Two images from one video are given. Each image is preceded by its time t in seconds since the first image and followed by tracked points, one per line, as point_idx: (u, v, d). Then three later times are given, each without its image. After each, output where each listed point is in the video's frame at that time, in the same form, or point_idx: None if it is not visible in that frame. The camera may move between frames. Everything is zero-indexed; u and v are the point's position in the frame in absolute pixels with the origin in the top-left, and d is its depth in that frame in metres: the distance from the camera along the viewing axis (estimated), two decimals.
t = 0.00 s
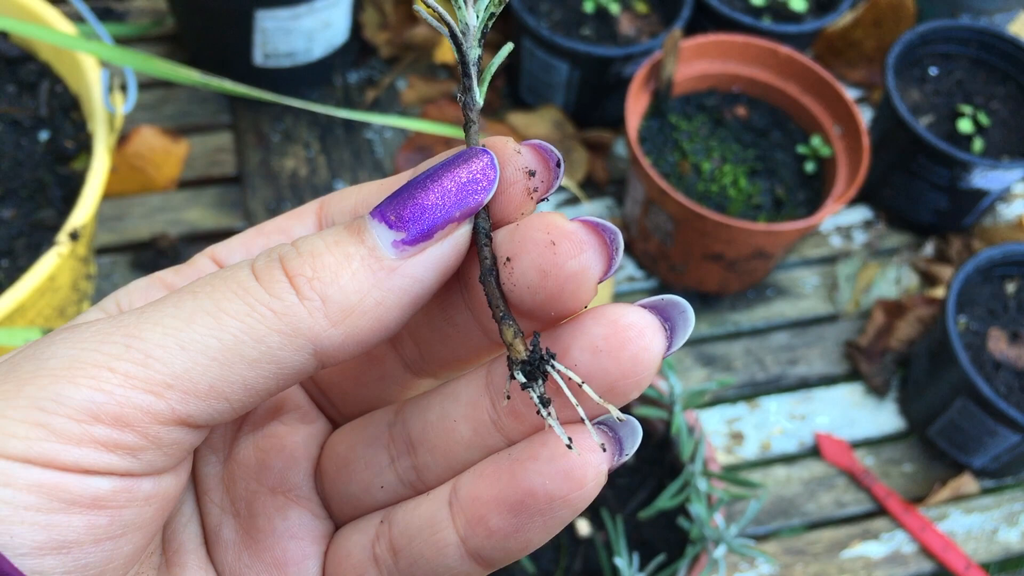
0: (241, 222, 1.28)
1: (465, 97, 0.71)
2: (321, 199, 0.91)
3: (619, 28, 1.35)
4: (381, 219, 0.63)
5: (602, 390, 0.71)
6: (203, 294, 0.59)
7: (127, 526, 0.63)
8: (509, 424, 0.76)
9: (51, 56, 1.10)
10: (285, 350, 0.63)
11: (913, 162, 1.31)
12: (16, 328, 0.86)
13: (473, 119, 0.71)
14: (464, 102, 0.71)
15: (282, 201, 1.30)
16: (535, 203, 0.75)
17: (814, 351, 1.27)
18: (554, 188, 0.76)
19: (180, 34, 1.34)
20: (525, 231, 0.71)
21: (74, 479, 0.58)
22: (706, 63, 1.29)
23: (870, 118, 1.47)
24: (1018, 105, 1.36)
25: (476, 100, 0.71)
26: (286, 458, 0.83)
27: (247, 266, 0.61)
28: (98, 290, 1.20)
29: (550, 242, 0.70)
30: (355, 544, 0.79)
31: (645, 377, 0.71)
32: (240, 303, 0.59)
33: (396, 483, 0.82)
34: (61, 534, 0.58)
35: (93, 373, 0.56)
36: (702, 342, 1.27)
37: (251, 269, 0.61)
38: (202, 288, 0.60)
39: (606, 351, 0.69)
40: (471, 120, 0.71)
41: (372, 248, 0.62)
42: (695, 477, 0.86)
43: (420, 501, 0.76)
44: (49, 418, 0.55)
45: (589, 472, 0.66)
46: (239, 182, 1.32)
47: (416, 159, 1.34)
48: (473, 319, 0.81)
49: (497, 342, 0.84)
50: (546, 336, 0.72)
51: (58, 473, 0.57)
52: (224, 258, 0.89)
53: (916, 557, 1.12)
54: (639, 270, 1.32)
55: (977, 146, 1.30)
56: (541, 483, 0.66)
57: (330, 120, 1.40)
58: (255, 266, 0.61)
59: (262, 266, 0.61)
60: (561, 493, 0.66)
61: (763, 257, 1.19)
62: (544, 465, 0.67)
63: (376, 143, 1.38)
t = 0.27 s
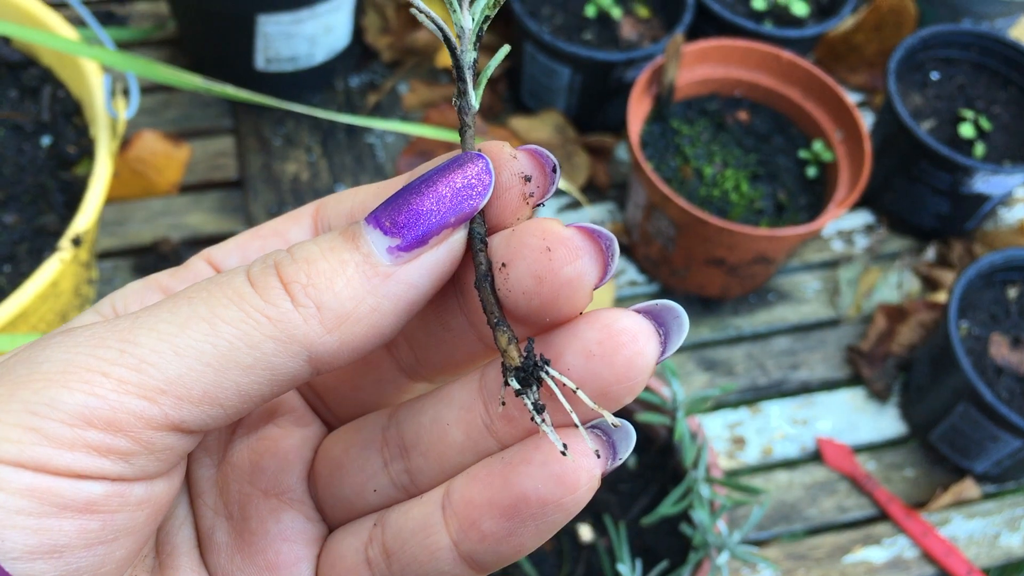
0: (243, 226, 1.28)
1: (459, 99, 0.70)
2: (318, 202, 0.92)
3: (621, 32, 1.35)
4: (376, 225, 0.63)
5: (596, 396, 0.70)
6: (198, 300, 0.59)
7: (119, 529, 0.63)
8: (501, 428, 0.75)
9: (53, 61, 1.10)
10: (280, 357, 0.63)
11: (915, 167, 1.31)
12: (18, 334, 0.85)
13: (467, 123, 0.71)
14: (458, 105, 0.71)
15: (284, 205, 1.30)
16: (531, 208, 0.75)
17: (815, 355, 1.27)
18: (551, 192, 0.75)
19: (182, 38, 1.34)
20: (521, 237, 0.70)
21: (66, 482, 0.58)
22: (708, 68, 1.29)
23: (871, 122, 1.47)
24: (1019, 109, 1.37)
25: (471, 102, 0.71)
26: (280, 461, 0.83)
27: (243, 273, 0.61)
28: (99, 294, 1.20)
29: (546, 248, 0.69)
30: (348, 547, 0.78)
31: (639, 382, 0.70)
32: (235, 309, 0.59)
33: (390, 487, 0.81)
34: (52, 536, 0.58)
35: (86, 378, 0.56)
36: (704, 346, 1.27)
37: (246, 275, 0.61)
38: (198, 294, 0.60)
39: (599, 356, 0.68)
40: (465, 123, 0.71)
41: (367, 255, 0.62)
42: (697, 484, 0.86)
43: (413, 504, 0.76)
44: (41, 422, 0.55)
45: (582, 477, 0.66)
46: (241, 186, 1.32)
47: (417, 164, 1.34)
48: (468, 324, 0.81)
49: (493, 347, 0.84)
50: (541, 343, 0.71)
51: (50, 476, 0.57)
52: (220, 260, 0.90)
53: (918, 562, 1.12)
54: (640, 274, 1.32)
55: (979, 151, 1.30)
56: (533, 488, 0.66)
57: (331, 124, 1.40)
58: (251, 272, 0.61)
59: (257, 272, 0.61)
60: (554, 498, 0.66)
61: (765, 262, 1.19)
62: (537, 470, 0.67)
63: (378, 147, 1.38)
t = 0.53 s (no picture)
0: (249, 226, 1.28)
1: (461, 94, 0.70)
2: (319, 199, 0.91)
3: (626, 34, 1.35)
4: (378, 220, 0.63)
5: (597, 390, 0.70)
6: (199, 295, 0.59)
7: (120, 525, 0.63)
8: (502, 423, 0.75)
9: (60, 62, 1.10)
10: (281, 352, 0.63)
11: (920, 170, 1.31)
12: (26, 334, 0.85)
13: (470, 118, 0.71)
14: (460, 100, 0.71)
15: (289, 205, 1.30)
16: (534, 204, 0.74)
17: (820, 357, 1.27)
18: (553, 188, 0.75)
19: (188, 38, 1.34)
20: (523, 233, 0.70)
21: (67, 476, 0.58)
22: (714, 69, 1.29)
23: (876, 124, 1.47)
24: None
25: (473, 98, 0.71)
26: (281, 457, 0.83)
27: (244, 268, 0.61)
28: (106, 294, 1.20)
29: (548, 244, 0.70)
30: (349, 544, 0.78)
31: (641, 376, 0.70)
32: (236, 304, 0.59)
33: (391, 483, 0.81)
34: (53, 531, 0.58)
35: (86, 372, 0.56)
36: (709, 347, 1.27)
37: (248, 271, 0.61)
38: (199, 289, 0.60)
39: (600, 350, 0.69)
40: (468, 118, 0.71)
41: (369, 250, 0.62)
42: (705, 484, 0.86)
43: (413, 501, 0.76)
44: (42, 416, 0.55)
45: (583, 472, 0.66)
46: (247, 186, 1.32)
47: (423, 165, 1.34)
48: (470, 321, 0.81)
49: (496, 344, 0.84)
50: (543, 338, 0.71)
51: (51, 470, 0.57)
52: (221, 258, 0.90)
53: (924, 564, 1.12)
54: (645, 276, 1.32)
55: (984, 153, 1.30)
56: (534, 482, 0.66)
57: (337, 124, 1.40)
58: (252, 267, 0.61)
59: (259, 267, 0.61)
60: (555, 491, 0.66)
61: (771, 264, 1.19)
62: (539, 464, 0.66)
63: (384, 148, 1.38)
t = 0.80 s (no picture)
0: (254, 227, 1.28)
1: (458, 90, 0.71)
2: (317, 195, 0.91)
3: (631, 36, 1.35)
4: (374, 215, 0.63)
5: (593, 384, 0.69)
6: (195, 289, 0.60)
7: (115, 520, 0.63)
8: (497, 417, 0.75)
9: (68, 62, 1.11)
10: (276, 346, 0.63)
11: (924, 172, 1.31)
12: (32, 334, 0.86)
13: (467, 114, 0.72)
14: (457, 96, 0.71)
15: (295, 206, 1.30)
16: (528, 200, 0.75)
17: (824, 358, 1.28)
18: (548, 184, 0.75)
19: (194, 39, 1.35)
20: (519, 227, 0.71)
21: (61, 471, 0.58)
22: (718, 71, 1.30)
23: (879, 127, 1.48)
24: None
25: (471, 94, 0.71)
26: (277, 453, 0.83)
27: (240, 262, 0.62)
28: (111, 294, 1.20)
29: (543, 238, 0.70)
30: (346, 540, 0.79)
31: (636, 370, 0.69)
32: (231, 299, 0.60)
33: (387, 480, 0.81)
34: (47, 525, 0.58)
35: (81, 367, 0.57)
36: (713, 348, 1.27)
37: (244, 265, 0.61)
38: (195, 283, 0.60)
39: (594, 344, 0.68)
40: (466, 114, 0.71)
41: (364, 245, 0.63)
42: (711, 485, 0.86)
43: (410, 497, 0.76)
44: (37, 411, 0.56)
45: (579, 466, 0.66)
46: (252, 187, 1.33)
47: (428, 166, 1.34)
48: (466, 317, 0.81)
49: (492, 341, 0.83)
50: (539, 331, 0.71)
51: (45, 465, 0.57)
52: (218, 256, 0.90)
53: (926, 565, 1.12)
54: (650, 277, 1.32)
55: (987, 155, 1.31)
56: (529, 477, 0.66)
57: (342, 125, 1.40)
58: (248, 262, 0.61)
59: (255, 261, 0.61)
60: (551, 486, 0.66)
61: (775, 265, 1.19)
62: (534, 459, 0.66)
63: (388, 149, 1.38)
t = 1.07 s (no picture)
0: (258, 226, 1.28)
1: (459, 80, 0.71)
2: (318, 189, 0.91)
3: (634, 35, 1.35)
4: (376, 202, 0.63)
5: (597, 371, 0.70)
6: (196, 276, 0.60)
7: (113, 510, 0.63)
8: (499, 409, 0.75)
9: (73, 61, 1.11)
10: (276, 334, 0.63)
11: (927, 172, 1.32)
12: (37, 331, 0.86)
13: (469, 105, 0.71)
14: (458, 86, 0.71)
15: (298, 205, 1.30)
16: (530, 191, 0.75)
17: (827, 357, 1.28)
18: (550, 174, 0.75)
19: (198, 38, 1.35)
20: (523, 213, 0.71)
21: (59, 460, 0.58)
22: (722, 70, 1.30)
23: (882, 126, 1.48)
24: None
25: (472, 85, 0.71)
26: (277, 449, 0.83)
27: (241, 250, 0.62)
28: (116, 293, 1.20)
29: (548, 224, 0.70)
30: (348, 536, 0.79)
31: (640, 357, 0.70)
32: (231, 285, 0.60)
33: (389, 475, 0.81)
34: (45, 515, 0.58)
35: (80, 354, 0.57)
36: (716, 347, 1.27)
37: (245, 252, 0.61)
38: (195, 271, 0.60)
39: (599, 331, 0.68)
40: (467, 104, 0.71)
41: (367, 232, 0.63)
42: (716, 483, 0.87)
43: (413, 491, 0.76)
44: (35, 398, 0.56)
45: (584, 454, 0.66)
46: (256, 186, 1.33)
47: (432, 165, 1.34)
48: (467, 310, 0.81)
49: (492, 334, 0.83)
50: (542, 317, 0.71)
51: (43, 454, 0.57)
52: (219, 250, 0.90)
53: (930, 564, 1.12)
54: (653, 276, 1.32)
55: (991, 155, 1.31)
56: (532, 469, 0.66)
57: (346, 124, 1.40)
58: (249, 249, 0.62)
59: (256, 249, 0.61)
60: (555, 476, 0.66)
61: (779, 264, 1.19)
62: (538, 451, 0.66)
63: (392, 148, 1.38)
